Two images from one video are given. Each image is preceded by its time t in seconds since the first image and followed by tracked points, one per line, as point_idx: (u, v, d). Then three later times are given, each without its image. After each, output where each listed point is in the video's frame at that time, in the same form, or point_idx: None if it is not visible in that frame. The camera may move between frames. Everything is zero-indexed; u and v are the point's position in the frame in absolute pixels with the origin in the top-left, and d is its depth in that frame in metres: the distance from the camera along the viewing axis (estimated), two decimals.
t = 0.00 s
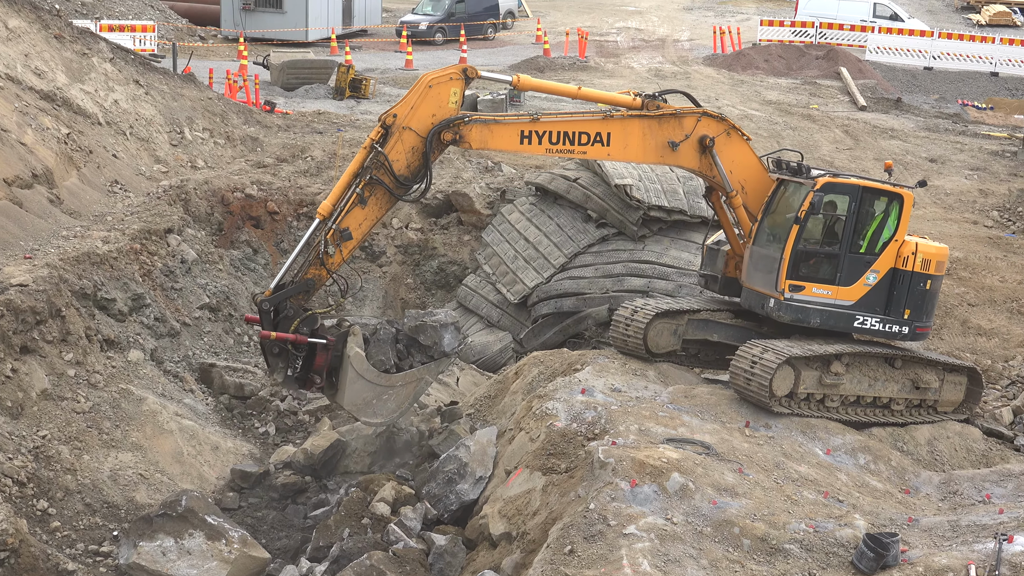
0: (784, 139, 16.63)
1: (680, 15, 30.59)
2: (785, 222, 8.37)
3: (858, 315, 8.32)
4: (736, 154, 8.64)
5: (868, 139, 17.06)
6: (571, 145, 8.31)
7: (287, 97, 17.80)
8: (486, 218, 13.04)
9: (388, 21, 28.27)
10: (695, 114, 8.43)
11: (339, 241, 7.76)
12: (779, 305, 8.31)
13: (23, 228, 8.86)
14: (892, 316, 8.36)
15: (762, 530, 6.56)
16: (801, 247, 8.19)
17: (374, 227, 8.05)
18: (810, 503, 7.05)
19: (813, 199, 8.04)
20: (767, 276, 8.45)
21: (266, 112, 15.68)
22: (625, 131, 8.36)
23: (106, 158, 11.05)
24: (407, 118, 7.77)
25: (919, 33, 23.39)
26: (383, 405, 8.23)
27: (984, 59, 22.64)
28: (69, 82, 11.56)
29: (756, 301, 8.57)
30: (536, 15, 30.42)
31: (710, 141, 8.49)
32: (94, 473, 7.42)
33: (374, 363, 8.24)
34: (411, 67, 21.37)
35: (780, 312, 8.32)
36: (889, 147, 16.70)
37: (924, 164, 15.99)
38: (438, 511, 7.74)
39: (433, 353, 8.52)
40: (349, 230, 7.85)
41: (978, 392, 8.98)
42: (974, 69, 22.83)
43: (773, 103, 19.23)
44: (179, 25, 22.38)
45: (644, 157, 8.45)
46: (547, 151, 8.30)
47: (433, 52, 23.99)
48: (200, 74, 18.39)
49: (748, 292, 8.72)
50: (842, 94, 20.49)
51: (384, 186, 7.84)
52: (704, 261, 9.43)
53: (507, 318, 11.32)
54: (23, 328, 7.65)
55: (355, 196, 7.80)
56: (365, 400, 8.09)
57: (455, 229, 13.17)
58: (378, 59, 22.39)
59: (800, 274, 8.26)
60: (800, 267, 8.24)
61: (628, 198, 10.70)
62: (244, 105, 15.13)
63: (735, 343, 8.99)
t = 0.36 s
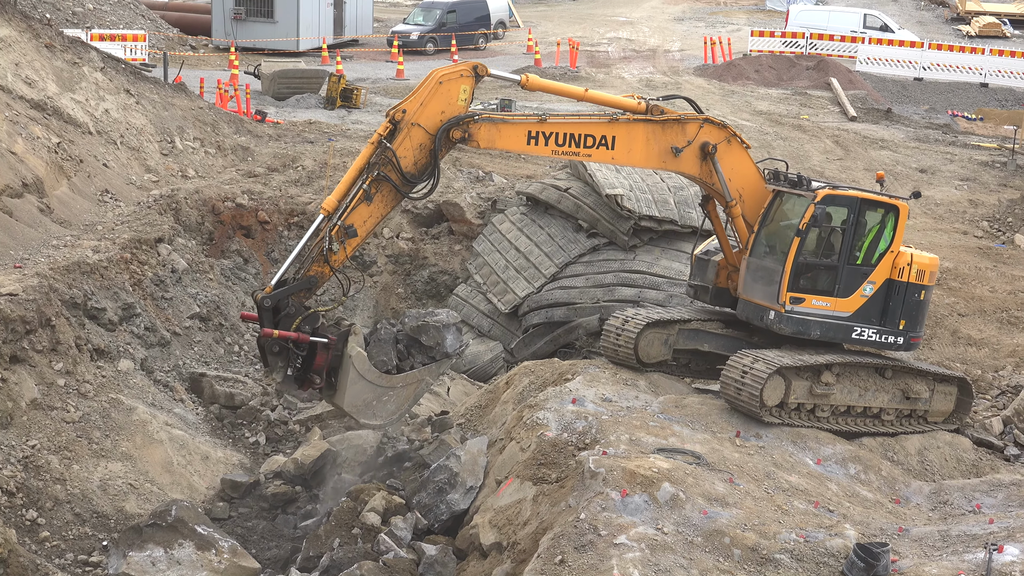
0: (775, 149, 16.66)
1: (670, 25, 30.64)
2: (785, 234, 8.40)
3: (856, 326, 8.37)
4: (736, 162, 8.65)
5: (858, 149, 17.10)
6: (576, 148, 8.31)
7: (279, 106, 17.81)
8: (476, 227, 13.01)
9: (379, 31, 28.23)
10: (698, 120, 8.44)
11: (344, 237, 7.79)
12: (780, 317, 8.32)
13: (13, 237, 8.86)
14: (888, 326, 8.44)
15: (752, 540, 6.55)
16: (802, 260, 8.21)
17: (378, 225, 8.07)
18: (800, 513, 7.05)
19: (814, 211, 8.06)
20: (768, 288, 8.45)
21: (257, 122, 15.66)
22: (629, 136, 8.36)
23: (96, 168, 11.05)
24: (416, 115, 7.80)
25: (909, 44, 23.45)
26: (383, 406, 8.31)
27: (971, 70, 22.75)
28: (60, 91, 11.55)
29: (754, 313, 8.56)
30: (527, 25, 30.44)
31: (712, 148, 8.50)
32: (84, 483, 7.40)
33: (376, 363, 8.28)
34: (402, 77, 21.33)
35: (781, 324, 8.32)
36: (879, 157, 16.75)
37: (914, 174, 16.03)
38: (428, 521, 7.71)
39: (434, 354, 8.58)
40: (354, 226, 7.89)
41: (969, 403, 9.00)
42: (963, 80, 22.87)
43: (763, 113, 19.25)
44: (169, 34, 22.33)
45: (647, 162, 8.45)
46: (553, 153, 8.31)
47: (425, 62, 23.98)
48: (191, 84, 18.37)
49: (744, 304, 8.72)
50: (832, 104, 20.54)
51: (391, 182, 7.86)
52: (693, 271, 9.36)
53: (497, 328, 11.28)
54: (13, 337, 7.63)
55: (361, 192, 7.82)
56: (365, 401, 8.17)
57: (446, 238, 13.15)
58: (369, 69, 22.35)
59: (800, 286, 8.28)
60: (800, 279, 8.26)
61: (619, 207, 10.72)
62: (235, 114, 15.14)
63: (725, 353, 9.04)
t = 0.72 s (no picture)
0: (765, 157, 16.68)
1: (660, 33, 30.70)
2: (785, 244, 8.41)
3: (854, 335, 8.46)
4: (733, 171, 8.59)
5: (847, 157, 17.15)
6: (581, 158, 8.21)
7: (269, 113, 17.80)
8: (466, 234, 12.99)
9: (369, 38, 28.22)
10: (699, 129, 8.36)
11: (351, 247, 7.59)
12: (783, 327, 8.31)
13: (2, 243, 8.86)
14: (883, 334, 8.56)
15: (742, 547, 6.53)
16: (804, 270, 8.24)
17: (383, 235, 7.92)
18: (791, 520, 7.04)
19: (817, 221, 8.08)
20: (768, 298, 8.45)
21: (247, 128, 15.63)
22: (631, 145, 8.26)
23: (86, 174, 11.06)
24: (427, 124, 7.71)
25: (898, 53, 23.49)
26: (389, 418, 8.20)
27: (960, 78, 22.81)
28: (50, 97, 11.56)
29: (754, 323, 8.53)
30: (518, 32, 30.48)
31: (711, 157, 8.44)
32: (73, 490, 7.37)
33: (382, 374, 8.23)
34: (392, 84, 21.31)
35: (784, 335, 8.31)
36: (869, 165, 16.80)
37: (904, 182, 16.08)
38: (418, 528, 7.68)
39: (438, 364, 8.62)
40: (361, 237, 7.70)
41: (958, 410, 9.07)
42: (953, 88, 22.92)
43: (753, 121, 19.28)
44: (159, 41, 22.32)
45: (649, 172, 8.35)
46: (559, 164, 8.19)
47: (415, 69, 23.97)
48: (182, 90, 18.35)
49: (742, 314, 8.67)
50: (822, 112, 20.59)
51: (399, 192, 7.71)
52: (681, 279, 9.36)
53: (488, 335, 11.31)
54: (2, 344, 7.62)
55: (369, 201, 7.66)
56: (372, 413, 8.04)
57: (436, 245, 13.18)
58: (360, 76, 22.32)
59: (802, 296, 8.31)
60: (802, 289, 8.29)
61: (610, 215, 10.75)
62: (225, 121, 15.08)
63: (716, 360, 9.03)
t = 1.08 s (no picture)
0: (754, 164, 16.70)
1: (649, 40, 30.76)
2: (788, 253, 8.40)
3: (851, 343, 8.50)
4: (730, 182, 8.58)
5: (836, 164, 17.19)
6: (589, 172, 8.00)
7: (258, 119, 17.73)
8: (455, 240, 13.05)
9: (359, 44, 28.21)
10: (699, 139, 8.33)
11: (363, 264, 7.25)
12: (786, 337, 8.31)
13: None
14: (877, 341, 8.62)
15: (732, 553, 6.52)
16: (807, 280, 8.24)
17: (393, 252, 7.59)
18: (780, 526, 7.03)
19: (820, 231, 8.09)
20: (770, 307, 8.43)
21: (237, 134, 15.57)
22: (636, 157, 8.13)
23: (75, 180, 11.06)
24: (444, 139, 7.42)
25: (886, 60, 23.60)
26: (383, 448, 8.14)
27: (949, 86, 22.88)
28: (38, 103, 11.56)
29: (755, 332, 8.51)
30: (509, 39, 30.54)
31: (712, 168, 8.41)
32: (61, 496, 7.34)
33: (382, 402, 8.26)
34: (382, 90, 21.32)
35: (788, 344, 8.31)
36: (858, 172, 16.84)
37: (893, 189, 16.12)
38: (408, 535, 7.66)
39: (438, 395, 8.72)
40: (373, 253, 7.36)
41: (946, 417, 9.11)
42: (941, 96, 23.01)
43: (742, 128, 19.32)
44: (149, 47, 22.29)
45: (652, 184, 8.24)
46: (567, 179, 7.98)
47: (405, 75, 23.97)
48: (171, 96, 18.31)
49: (739, 322, 8.65)
50: (811, 119, 20.63)
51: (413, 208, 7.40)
52: (670, 286, 9.27)
53: (477, 342, 11.22)
54: None
55: (383, 216, 7.33)
56: (368, 441, 7.96)
57: (425, 251, 13.19)
58: (349, 83, 22.30)
59: (805, 306, 8.31)
60: (805, 299, 8.29)
61: (599, 222, 10.77)
62: (214, 127, 14.99)
63: (704, 366, 9.17)
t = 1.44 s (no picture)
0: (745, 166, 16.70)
1: (640, 42, 30.78)
2: (790, 258, 8.40)
3: (851, 346, 8.53)
4: (731, 189, 8.52)
5: (827, 166, 17.21)
6: (602, 184, 7.76)
7: (250, 121, 17.69)
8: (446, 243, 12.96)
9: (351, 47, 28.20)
10: (704, 147, 8.24)
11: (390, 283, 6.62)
12: (792, 342, 8.30)
13: None
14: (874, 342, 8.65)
15: (723, 555, 6.51)
16: (812, 285, 8.25)
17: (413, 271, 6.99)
18: (772, 528, 7.03)
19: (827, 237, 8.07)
20: (775, 313, 8.40)
21: (228, 137, 15.55)
22: (646, 167, 7.97)
23: (66, 183, 11.07)
24: (469, 156, 6.94)
25: (877, 62, 23.59)
26: (402, 473, 6.86)
27: (939, 88, 22.86)
28: (29, 106, 11.58)
29: (759, 337, 8.48)
30: (501, 41, 30.56)
31: (715, 176, 8.33)
32: (52, 500, 7.32)
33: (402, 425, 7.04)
34: (373, 92, 21.32)
35: (794, 349, 8.31)
36: (849, 174, 16.87)
37: (884, 191, 16.14)
38: (400, 537, 7.67)
39: (457, 418, 7.50)
40: (398, 272, 6.73)
41: (937, 418, 9.15)
42: (932, 97, 23.04)
43: (733, 130, 19.33)
44: (139, 49, 22.27)
45: (661, 194, 8.10)
46: (583, 193, 7.70)
47: (396, 78, 23.98)
48: (162, 99, 18.30)
49: (740, 326, 8.62)
50: (803, 121, 20.65)
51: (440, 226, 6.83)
52: (662, 289, 9.23)
53: (469, 344, 11.25)
54: None
55: (410, 233, 6.70)
56: (387, 466, 6.72)
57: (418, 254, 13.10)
58: (341, 85, 22.30)
59: (809, 310, 8.32)
60: (811, 304, 8.30)
61: (591, 224, 10.82)
62: (205, 130, 14.93)
63: (695, 367, 9.20)
